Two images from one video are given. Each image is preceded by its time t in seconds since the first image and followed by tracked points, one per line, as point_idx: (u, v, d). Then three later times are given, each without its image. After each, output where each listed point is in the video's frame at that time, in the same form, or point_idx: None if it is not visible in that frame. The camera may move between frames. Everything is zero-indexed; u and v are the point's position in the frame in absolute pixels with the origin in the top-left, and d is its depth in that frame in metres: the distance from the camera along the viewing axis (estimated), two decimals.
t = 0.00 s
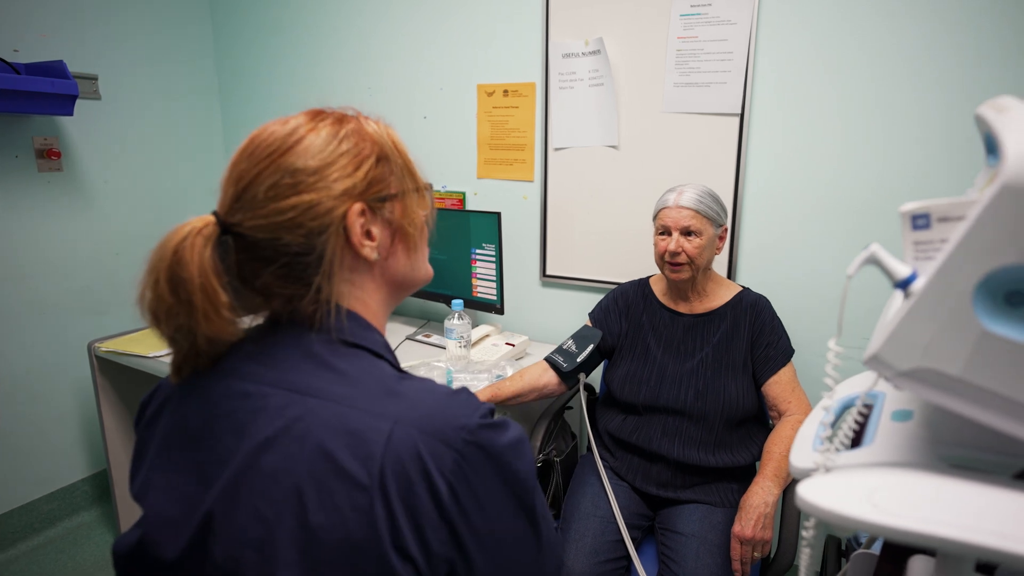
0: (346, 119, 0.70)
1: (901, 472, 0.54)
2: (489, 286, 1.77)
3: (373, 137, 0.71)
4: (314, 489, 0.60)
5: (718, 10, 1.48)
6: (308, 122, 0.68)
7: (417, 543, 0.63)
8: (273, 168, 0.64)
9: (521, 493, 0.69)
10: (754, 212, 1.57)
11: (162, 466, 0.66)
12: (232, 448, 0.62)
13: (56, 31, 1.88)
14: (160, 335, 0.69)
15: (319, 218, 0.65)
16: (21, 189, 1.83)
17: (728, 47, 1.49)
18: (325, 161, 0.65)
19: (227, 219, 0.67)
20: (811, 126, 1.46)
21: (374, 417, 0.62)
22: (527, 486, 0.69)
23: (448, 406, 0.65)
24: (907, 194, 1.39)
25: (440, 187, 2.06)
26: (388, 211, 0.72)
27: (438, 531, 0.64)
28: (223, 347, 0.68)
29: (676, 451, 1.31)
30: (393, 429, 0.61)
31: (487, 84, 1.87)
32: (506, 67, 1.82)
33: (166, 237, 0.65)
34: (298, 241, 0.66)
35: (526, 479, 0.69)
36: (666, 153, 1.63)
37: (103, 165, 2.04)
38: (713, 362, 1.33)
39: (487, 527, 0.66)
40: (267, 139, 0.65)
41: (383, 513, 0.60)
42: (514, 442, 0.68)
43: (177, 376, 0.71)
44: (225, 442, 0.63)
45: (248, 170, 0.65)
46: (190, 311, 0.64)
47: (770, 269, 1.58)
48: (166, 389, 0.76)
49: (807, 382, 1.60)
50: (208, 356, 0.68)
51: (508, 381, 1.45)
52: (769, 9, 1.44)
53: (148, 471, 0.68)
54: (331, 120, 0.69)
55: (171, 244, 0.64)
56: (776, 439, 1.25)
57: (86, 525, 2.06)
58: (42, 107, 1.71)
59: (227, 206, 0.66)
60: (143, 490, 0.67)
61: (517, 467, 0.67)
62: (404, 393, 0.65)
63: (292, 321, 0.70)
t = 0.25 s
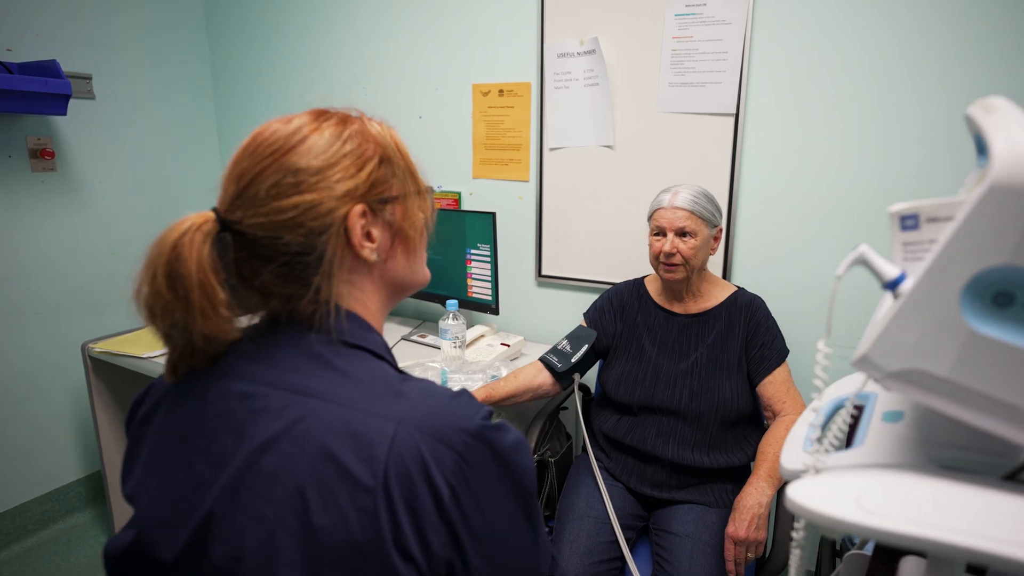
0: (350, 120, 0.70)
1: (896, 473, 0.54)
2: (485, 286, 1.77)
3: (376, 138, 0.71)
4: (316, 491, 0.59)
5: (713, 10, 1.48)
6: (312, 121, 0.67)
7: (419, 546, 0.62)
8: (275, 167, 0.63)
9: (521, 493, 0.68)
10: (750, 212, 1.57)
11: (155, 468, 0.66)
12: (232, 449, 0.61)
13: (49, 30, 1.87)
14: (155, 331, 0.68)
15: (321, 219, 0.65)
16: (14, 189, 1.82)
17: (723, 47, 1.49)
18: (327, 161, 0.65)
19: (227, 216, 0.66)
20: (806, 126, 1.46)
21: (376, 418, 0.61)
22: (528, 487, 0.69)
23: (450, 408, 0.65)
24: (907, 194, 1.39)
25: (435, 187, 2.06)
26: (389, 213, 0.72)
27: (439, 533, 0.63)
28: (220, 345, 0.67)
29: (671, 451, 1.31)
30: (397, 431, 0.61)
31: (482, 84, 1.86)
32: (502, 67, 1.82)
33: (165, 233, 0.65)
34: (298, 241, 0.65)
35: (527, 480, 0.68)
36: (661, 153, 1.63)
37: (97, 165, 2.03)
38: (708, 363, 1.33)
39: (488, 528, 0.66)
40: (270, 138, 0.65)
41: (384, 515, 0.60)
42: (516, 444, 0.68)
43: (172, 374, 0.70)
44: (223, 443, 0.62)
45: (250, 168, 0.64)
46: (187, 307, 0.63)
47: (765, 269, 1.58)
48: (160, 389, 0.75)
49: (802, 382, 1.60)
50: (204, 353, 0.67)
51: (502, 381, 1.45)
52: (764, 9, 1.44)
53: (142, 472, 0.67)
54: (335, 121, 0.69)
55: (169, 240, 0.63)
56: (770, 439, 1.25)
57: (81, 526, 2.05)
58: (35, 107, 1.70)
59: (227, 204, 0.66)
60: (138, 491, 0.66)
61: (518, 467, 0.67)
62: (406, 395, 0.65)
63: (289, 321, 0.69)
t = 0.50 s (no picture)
0: (348, 121, 0.70)
1: (886, 476, 0.54)
2: (480, 287, 1.76)
3: (374, 141, 0.70)
4: (307, 493, 0.58)
5: (708, 10, 1.47)
6: (310, 122, 0.67)
7: (408, 548, 0.62)
8: (272, 167, 0.63)
9: (513, 497, 0.68)
10: (746, 212, 1.57)
11: (144, 469, 0.65)
12: (222, 450, 0.61)
13: (43, 29, 1.86)
14: (144, 329, 0.67)
15: (316, 220, 0.64)
16: (7, 189, 1.81)
17: (718, 47, 1.48)
18: (324, 162, 0.64)
19: (221, 214, 0.65)
20: (800, 127, 1.46)
21: (368, 420, 0.61)
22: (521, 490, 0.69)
23: (442, 410, 0.65)
24: (907, 194, 1.39)
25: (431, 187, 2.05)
26: (385, 217, 0.71)
27: (429, 536, 0.63)
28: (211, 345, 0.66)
29: (666, 452, 1.31)
30: (388, 433, 0.61)
31: (477, 84, 1.86)
32: (497, 68, 1.82)
33: (157, 229, 0.64)
34: (293, 242, 0.65)
35: (519, 483, 0.68)
36: (656, 154, 1.63)
37: (91, 165, 2.03)
38: (703, 363, 1.32)
39: (478, 531, 0.66)
40: (267, 137, 0.64)
41: (373, 518, 0.59)
42: (509, 447, 0.67)
43: (162, 373, 0.69)
44: (214, 444, 0.61)
45: (246, 167, 0.64)
46: (178, 305, 0.62)
47: (760, 270, 1.58)
48: (150, 388, 0.75)
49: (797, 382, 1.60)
50: (195, 353, 0.66)
51: (496, 382, 1.44)
52: (758, 8, 1.44)
53: (131, 472, 0.67)
54: (333, 122, 0.68)
55: (162, 237, 0.62)
56: (765, 440, 1.25)
57: (75, 527, 2.04)
58: (27, 107, 1.69)
59: (222, 202, 0.65)
60: (127, 493, 0.66)
61: (510, 471, 0.67)
62: (399, 397, 0.64)
63: (281, 323, 0.69)
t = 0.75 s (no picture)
0: (343, 123, 0.69)
1: (875, 478, 0.53)
2: (474, 287, 1.76)
3: (368, 143, 0.70)
4: (293, 494, 0.58)
5: (702, 10, 1.47)
6: (305, 122, 0.66)
7: (395, 550, 0.61)
8: (264, 166, 0.62)
9: (505, 500, 0.67)
10: (741, 212, 1.56)
11: (130, 471, 0.64)
12: (209, 451, 0.60)
13: (36, 28, 1.85)
14: (131, 325, 0.66)
15: (307, 221, 0.63)
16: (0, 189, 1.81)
17: (713, 47, 1.48)
18: (316, 163, 0.64)
19: (211, 212, 0.65)
20: (795, 127, 1.45)
21: (355, 421, 0.60)
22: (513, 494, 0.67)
23: (431, 411, 0.64)
24: (907, 194, 1.38)
25: (426, 188, 2.05)
26: (377, 220, 0.71)
27: (417, 537, 0.62)
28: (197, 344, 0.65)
29: (660, 453, 1.30)
30: (375, 434, 0.60)
31: (472, 83, 1.85)
32: (492, 68, 1.81)
33: (146, 224, 0.63)
34: (282, 242, 0.64)
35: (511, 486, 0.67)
36: (650, 154, 1.62)
37: (85, 165, 2.02)
38: (697, 364, 1.32)
39: (468, 534, 0.65)
40: (260, 136, 0.64)
41: (360, 519, 0.59)
42: (501, 449, 0.66)
43: (149, 372, 0.68)
44: (202, 445, 0.61)
45: (237, 165, 0.63)
46: (164, 302, 0.61)
47: (755, 270, 1.58)
48: (138, 389, 0.74)
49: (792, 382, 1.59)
50: (182, 351, 0.65)
51: (490, 383, 1.44)
52: (753, 8, 1.44)
53: (118, 473, 0.66)
54: (327, 123, 0.68)
55: (150, 232, 0.61)
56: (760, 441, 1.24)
57: (69, 528, 2.04)
58: (20, 106, 1.69)
59: (212, 199, 0.64)
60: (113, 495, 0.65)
61: (501, 474, 0.65)
62: (387, 398, 0.64)
63: (268, 323, 0.68)
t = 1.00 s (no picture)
0: (332, 122, 0.68)
1: (867, 481, 0.53)
2: (469, 287, 1.75)
3: (357, 143, 0.69)
4: (278, 498, 0.57)
5: (698, 9, 1.46)
6: (293, 121, 0.65)
7: (381, 554, 0.60)
8: (250, 165, 0.61)
9: (496, 506, 0.66)
10: (736, 212, 1.56)
11: (115, 475, 0.64)
12: (194, 455, 0.59)
13: (29, 27, 1.84)
14: (115, 325, 0.65)
15: (294, 221, 0.63)
16: None
17: (708, 46, 1.48)
18: (304, 163, 0.63)
19: (197, 210, 0.64)
20: (791, 126, 1.45)
21: (343, 425, 0.60)
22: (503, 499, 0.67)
23: (420, 415, 0.63)
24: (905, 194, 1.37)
25: (421, 187, 2.04)
26: (365, 221, 0.70)
27: (403, 542, 0.61)
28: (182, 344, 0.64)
29: (655, 454, 1.30)
30: (362, 438, 0.59)
31: (467, 83, 1.85)
32: (487, 67, 1.81)
33: (130, 223, 0.62)
34: (269, 243, 0.63)
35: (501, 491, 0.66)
36: (646, 154, 1.62)
37: (78, 164, 2.00)
38: (692, 364, 1.31)
39: (456, 538, 0.64)
40: (247, 135, 0.63)
41: (346, 524, 0.58)
42: (491, 453, 0.66)
43: (134, 373, 0.67)
44: (187, 449, 0.60)
45: (223, 164, 0.62)
46: (148, 302, 0.61)
47: (750, 270, 1.57)
48: (124, 391, 0.73)
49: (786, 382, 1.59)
50: (166, 352, 0.64)
51: (485, 384, 1.43)
52: (749, 7, 1.43)
53: (103, 476, 0.65)
54: (316, 122, 0.67)
55: (134, 232, 0.61)
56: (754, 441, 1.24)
57: (63, 530, 2.03)
58: (12, 105, 1.67)
59: (198, 198, 0.64)
60: (98, 499, 0.64)
61: (491, 478, 0.65)
62: (375, 401, 0.63)
63: (254, 325, 0.67)
